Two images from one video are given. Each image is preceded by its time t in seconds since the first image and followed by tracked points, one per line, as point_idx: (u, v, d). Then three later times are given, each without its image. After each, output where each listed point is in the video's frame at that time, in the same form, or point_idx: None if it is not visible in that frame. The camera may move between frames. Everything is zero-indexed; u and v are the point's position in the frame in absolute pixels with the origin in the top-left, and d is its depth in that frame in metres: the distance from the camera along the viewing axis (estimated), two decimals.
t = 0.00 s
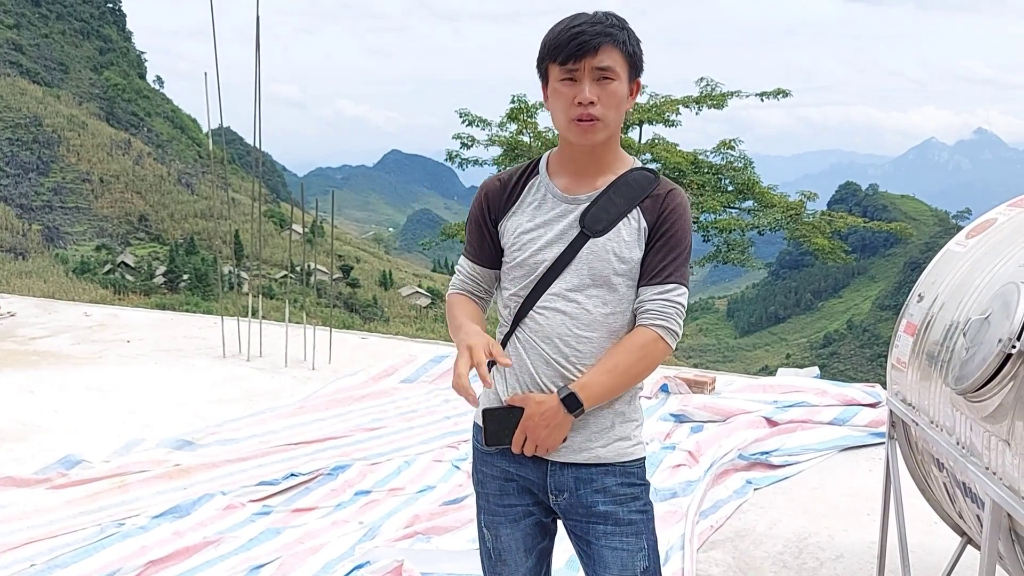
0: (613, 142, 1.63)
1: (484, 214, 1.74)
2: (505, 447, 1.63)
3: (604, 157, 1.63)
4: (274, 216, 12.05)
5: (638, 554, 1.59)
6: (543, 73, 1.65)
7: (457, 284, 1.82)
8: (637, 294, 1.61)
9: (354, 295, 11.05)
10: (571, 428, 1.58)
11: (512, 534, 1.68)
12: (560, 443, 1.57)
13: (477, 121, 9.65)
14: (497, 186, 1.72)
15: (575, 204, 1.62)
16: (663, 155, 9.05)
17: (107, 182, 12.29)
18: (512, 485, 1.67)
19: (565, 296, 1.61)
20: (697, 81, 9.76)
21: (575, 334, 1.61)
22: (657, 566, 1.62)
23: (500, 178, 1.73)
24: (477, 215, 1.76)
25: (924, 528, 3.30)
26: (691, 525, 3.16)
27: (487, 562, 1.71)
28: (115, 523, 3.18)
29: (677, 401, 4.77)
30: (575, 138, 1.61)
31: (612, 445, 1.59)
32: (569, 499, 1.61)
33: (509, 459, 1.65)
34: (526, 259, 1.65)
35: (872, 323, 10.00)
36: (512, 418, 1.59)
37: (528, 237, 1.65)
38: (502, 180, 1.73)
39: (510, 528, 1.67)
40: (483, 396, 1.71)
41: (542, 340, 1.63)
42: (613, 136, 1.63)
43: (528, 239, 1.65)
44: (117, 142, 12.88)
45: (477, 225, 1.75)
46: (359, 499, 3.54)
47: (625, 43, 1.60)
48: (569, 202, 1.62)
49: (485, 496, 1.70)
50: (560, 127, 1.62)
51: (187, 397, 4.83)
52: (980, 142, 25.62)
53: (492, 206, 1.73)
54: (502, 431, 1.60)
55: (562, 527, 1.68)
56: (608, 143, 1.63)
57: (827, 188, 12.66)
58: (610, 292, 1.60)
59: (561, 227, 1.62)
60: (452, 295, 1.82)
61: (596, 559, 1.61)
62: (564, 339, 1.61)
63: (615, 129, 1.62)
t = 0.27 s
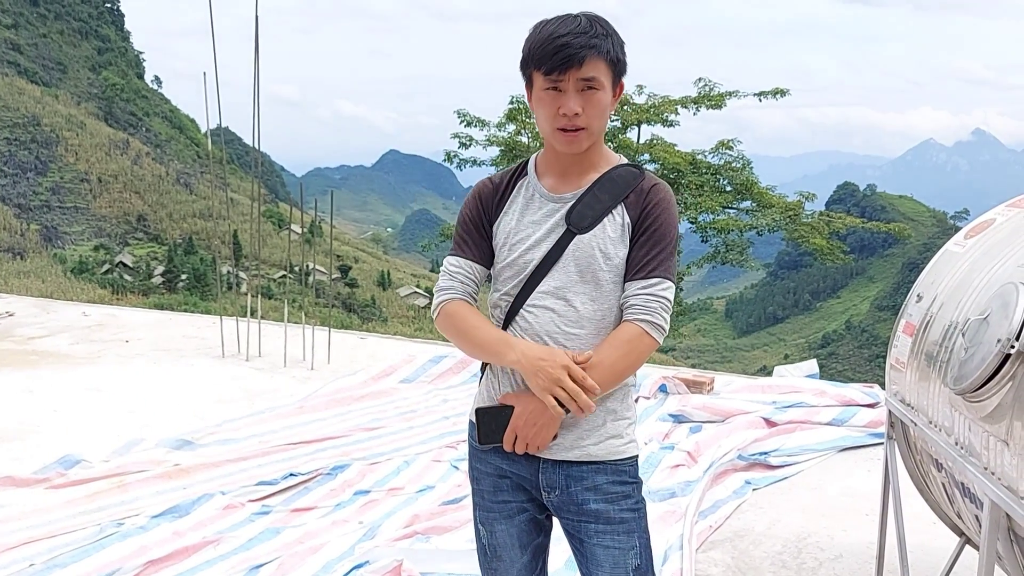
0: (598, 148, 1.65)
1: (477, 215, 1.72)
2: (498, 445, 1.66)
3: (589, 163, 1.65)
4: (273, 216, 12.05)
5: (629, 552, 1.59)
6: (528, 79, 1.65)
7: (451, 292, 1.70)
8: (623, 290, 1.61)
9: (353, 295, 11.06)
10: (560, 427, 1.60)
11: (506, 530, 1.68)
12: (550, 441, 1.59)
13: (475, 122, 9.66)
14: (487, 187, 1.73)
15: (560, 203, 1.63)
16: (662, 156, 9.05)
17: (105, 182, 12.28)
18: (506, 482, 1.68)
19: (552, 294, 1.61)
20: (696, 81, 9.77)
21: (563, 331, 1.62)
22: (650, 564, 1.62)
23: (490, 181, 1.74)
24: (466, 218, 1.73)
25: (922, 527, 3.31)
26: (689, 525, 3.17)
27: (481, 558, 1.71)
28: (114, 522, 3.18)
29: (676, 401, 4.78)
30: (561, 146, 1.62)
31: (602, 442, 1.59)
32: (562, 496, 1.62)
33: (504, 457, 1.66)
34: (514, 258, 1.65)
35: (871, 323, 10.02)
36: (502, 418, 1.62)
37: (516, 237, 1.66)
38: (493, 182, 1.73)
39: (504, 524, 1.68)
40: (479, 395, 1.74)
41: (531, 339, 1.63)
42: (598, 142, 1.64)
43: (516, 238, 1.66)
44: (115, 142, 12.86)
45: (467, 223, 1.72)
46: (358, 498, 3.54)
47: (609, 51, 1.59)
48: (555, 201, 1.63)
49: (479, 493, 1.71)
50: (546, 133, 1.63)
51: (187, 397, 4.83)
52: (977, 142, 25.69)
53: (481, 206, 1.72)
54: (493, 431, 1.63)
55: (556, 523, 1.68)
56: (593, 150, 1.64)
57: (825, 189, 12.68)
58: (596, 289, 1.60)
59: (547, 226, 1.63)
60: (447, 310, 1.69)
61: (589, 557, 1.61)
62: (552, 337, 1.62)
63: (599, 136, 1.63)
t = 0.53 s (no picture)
0: (587, 147, 1.65)
1: (469, 217, 1.72)
2: (494, 447, 1.66)
3: (579, 162, 1.65)
4: (270, 216, 12.04)
5: (625, 551, 1.59)
6: (517, 78, 1.65)
7: (449, 297, 1.69)
8: (615, 290, 1.61)
9: (350, 296, 11.06)
10: (556, 427, 1.60)
11: (501, 531, 1.68)
12: (545, 441, 1.59)
13: (472, 122, 9.66)
14: (478, 189, 1.73)
15: (551, 204, 1.63)
16: (659, 156, 9.06)
17: (102, 182, 12.26)
18: (501, 482, 1.68)
19: (545, 295, 1.62)
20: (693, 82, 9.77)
21: (556, 331, 1.62)
22: (647, 563, 1.62)
23: (481, 183, 1.74)
24: (460, 220, 1.73)
25: (918, 528, 3.31)
26: (686, 526, 3.17)
27: (478, 559, 1.71)
28: (111, 523, 3.17)
29: (672, 402, 4.78)
30: (550, 145, 1.62)
31: (598, 442, 1.60)
32: (557, 497, 1.62)
33: (499, 457, 1.66)
34: (506, 261, 1.65)
35: (867, 324, 10.02)
36: (497, 420, 1.63)
37: (508, 240, 1.66)
38: (484, 185, 1.73)
39: (500, 524, 1.68)
40: (473, 396, 1.74)
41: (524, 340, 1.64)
42: (587, 141, 1.64)
43: (508, 240, 1.66)
44: (112, 142, 12.84)
45: (461, 228, 1.72)
46: (355, 499, 3.54)
47: (598, 51, 1.60)
48: (546, 202, 1.64)
49: (475, 494, 1.71)
50: (535, 132, 1.63)
51: (184, 398, 4.82)
52: (974, 144, 25.74)
53: (473, 209, 1.72)
54: (488, 432, 1.64)
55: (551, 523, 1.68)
56: (582, 149, 1.64)
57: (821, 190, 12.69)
58: (588, 289, 1.61)
59: (539, 227, 1.63)
60: (448, 315, 1.68)
61: (585, 557, 1.62)
62: (545, 338, 1.62)
63: (588, 135, 1.63)
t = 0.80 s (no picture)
0: (577, 146, 1.64)
1: (462, 217, 1.71)
2: (488, 448, 1.65)
3: (570, 161, 1.64)
4: (267, 216, 12.03)
5: (620, 549, 1.59)
6: (507, 75, 1.64)
7: (455, 297, 1.65)
8: (606, 289, 1.61)
9: (347, 296, 11.05)
10: (548, 427, 1.59)
11: (496, 530, 1.67)
12: (538, 442, 1.58)
13: (470, 122, 9.65)
14: (471, 190, 1.72)
15: (544, 203, 1.62)
16: (656, 156, 9.05)
17: (98, 182, 12.23)
18: (494, 481, 1.67)
19: (538, 295, 1.61)
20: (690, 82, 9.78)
21: (548, 331, 1.61)
22: (642, 561, 1.62)
23: (473, 184, 1.73)
24: (453, 221, 1.72)
25: (915, 528, 3.31)
26: (684, 527, 3.16)
27: (472, 558, 1.70)
28: (106, 524, 3.16)
29: (670, 402, 4.78)
30: (541, 142, 1.61)
31: (591, 442, 1.59)
32: (550, 496, 1.61)
33: (492, 457, 1.65)
34: (500, 261, 1.64)
35: (864, 324, 10.03)
36: (489, 422, 1.61)
37: (502, 240, 1.65)
38: (476, 185, 1.73)
39: (493, 523, 1.67)
40: (467, 398, 1.73)
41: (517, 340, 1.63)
42: (577, 139, 1.64)
43: (501, 240, 1.65)
44: (108, 142, 12.81)
45: (456, 228, 1.71)
46: (352, 499, 3.53)
47: (589, 50, 1.60)
48: (538, 201, 1.63)
49: (469, 493, 1.70)
50: (526, 129, 1.62)
51: (180, 398, 4.81)
52: (970, 144, 25.79)
53: (467, 209, 1.71)
54: (481, 435, 1.63)
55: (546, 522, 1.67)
56: (572, 147, 1.63)
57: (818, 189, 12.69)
58: (579, 288, 1.60)
59: (531, 226, 1.62)
60: (455, 317, 1.64)
61: (579, 556, 1.61)
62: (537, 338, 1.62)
63: (578, 133, 1.62)
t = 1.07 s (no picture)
0: (564, 143, 1.63)
1: (454, 218, 1.71)
2: (479, 447, 1.65)
3: (559, 160, 1.63)
4: (263, 216, 12.01)
5: (610, 549, 1.59)
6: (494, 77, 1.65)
7: (449, 299, 1.66)
8: (594, 289, 1.61)
9: (343, 296, 11.04)
10: (538, 426, 1.59)
11: (488, 528, 1.67)
12: (527, 441, 1.58)
13: (466, 122, 9.64)
14: (463, 191, 1.72)
15: (534, 204, 1.62)
16: (653, 157, 9.05)
17: (94, 182, 12.21)
18: (486, 480, 1.67)
19: (528, 296, 1.61)
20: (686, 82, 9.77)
21: (538, 331, 1.61)
22: (632, 561, 1.62)
23: (465, 184, 1.73)
24: (445, 222, 1.72)
25: (911, 528, 3.31)
26: (679, 526, 3.17)
27: (465, 557, 1.70)
28: (101, 525, 3.15)
29: (666, 402, 4.78)
30: (525, 141, 1.61)
31: (581, 442, 1.58)
32: (541, 495, 1.61)
33: (484, 456, 1.65)
34: (491, 262, 1.64)
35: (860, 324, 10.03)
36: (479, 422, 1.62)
37: (493, 240, 1.65)
38: (468, 186, 1.72)
39: (485, 522, 1.67)
40: (460, 397, 1.73)
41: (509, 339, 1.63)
42: (564, 138, 1.63)
43: (492, 240, 1.65)
44: (105, 142, 12.80)
45: (449, 230, 1.71)
46: (348, 500, 3.52)
47: (572, 47, 1.59)
48: (528, 202, 1.62)
49: (461, 491, 1.70)
50: (512, 129, 1.62)
51: (176, 398, 4.80)
52: (966, 143, 25.83)
53: (459, 210, 1.71)
54: (472, 434, 1.63)
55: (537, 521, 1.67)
56: (558, 146, 1.63)
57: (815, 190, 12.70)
58: (569, 289, 1.60)
59: (522, 226, 1.62)
60: (446, 321, 1.65)
61: (571, 555, 1.61)
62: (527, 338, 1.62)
63: (564, 131, 1.61)
